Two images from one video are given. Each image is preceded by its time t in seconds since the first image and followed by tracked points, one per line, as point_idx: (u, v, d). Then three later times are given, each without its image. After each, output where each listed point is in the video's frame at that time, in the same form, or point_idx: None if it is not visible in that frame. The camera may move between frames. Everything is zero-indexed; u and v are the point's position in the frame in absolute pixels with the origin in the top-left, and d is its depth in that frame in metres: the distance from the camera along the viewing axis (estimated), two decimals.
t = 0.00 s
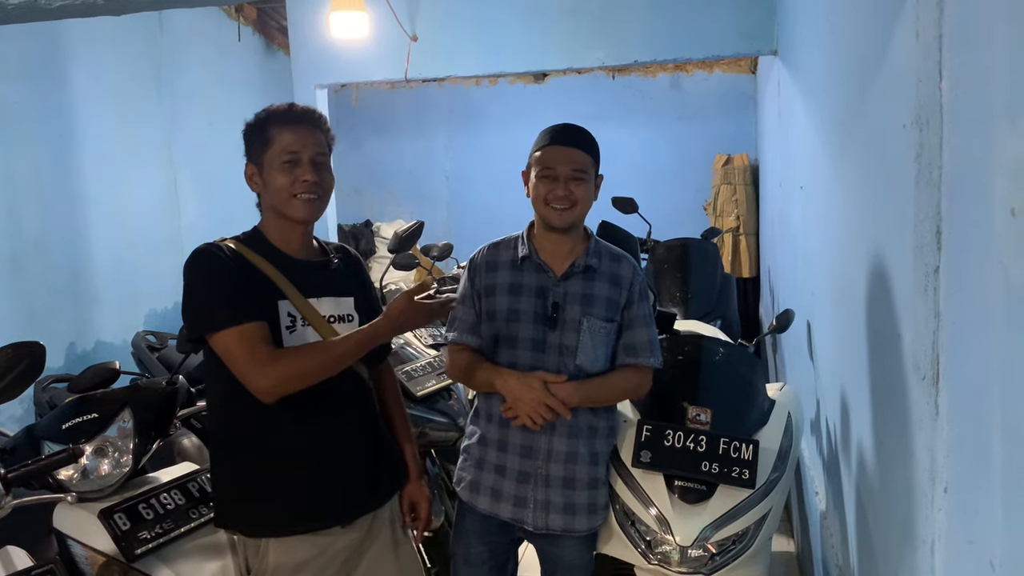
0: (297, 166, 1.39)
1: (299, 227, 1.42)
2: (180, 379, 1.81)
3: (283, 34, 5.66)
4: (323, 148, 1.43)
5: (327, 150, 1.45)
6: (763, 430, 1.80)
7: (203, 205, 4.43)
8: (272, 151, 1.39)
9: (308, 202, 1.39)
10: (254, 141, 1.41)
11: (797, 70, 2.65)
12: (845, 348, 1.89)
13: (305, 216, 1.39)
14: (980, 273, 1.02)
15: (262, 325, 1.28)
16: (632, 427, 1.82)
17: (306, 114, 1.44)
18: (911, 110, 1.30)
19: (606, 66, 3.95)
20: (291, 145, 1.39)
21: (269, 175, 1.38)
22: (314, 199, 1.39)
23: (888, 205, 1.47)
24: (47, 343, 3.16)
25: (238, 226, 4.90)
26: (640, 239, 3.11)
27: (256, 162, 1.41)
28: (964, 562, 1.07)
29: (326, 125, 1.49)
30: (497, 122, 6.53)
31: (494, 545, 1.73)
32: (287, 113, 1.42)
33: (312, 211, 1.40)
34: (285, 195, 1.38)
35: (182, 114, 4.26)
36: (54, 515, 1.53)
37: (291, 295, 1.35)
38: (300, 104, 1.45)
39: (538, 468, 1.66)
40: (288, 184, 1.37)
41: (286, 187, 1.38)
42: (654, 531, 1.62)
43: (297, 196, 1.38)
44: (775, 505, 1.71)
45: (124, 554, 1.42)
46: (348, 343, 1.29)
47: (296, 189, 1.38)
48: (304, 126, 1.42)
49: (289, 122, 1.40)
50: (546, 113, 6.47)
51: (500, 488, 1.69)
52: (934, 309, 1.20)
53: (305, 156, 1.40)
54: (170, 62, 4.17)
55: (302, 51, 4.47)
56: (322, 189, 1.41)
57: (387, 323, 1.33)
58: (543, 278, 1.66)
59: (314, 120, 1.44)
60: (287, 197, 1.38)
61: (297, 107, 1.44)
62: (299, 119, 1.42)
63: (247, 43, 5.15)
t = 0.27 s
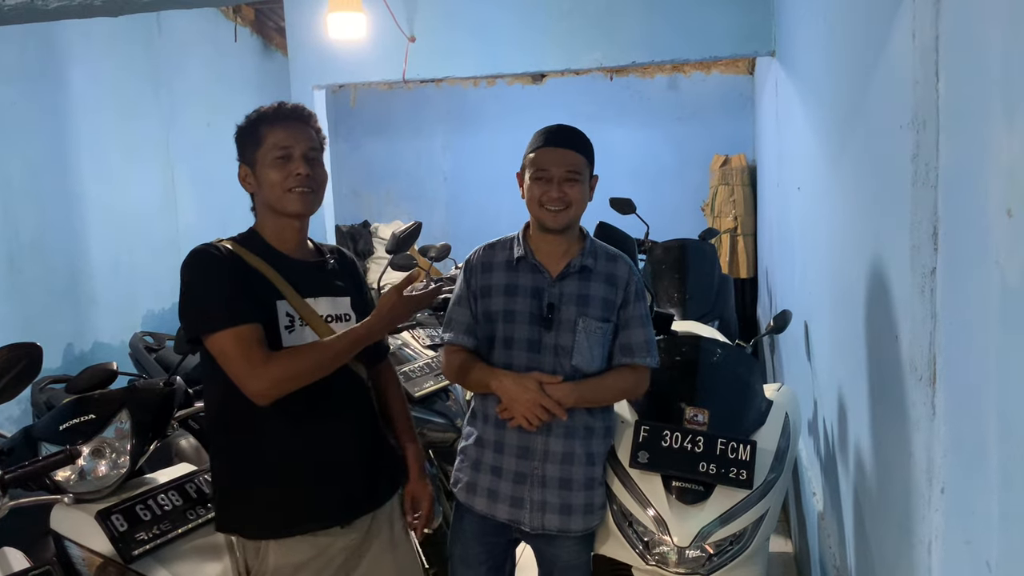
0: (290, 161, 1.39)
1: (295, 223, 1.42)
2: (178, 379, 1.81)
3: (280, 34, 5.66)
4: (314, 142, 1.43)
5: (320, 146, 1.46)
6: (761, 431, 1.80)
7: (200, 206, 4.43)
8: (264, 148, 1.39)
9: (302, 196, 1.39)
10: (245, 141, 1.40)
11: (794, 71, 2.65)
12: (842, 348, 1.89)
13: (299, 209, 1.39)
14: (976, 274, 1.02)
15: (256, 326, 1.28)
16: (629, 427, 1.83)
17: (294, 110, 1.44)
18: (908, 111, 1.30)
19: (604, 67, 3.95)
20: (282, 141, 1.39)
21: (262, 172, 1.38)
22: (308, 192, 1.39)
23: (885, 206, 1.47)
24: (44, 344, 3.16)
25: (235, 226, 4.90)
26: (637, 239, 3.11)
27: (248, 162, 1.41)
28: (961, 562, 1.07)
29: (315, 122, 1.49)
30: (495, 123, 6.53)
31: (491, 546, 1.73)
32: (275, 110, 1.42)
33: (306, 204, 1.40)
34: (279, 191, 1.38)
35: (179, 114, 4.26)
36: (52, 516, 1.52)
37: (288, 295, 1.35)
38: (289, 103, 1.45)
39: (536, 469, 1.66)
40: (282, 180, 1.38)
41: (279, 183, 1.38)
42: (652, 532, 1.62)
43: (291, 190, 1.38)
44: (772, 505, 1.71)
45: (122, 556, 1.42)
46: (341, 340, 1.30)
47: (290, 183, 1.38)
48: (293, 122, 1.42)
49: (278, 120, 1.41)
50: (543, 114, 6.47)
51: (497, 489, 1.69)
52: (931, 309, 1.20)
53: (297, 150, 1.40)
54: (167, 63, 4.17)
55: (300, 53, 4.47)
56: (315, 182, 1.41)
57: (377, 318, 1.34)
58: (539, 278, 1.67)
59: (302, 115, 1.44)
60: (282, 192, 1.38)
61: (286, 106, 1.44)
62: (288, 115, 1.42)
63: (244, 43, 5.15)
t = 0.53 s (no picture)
0: (281, 162, 1.39)
1: (289, 224, 1.42)
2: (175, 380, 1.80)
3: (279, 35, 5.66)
4: (303, 141, 1.43)
5: (310, 145, 1.46)
6: (758, 433, 1.80)
7: (198, 207, 4.43)
8: (253, 149, 1.39)
9: (295, 196, 1.39)
10: (235, 142, 1.40)
11: (791, 73, 2.66)
12: (839, 350, 1.90)
13: (292, 210, 1.40)
14: (973, 276, 1.02)
15: (223, 355, 1.27)
16: (626, 429, 1.83)
17: (281, 110, 1.44)
18: (905, 113, 1.30)
19: (602, 68, 3.96)
20: (271, 141, 1.39)
21: (253, 173, 1.38)
22: (300, 192, 1.40)
23: (882, 207, 1.47)
24: (41, 344, 3.15)
25: (233, 227, 4.90)
26: (635, 241, 3.11)
27: (238, 164, 1.41)
28: (957, 564, 1.08)
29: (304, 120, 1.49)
30: (494, 124, 6.53)
31: (488, 547, 1.73)
32: (262, 110, 1.42)
33: (299, 205, 1.40)
34: (271, 192, 1.38)
35: (177, 115, 4.25)
36: (48, 517, 1.52)
37: (284, 297, 1.35)
38: (277, 101, 1.45)
39: (533, 470, 1.66)
40: (273, 181, 1.38)
41: (271, 184, 1.38)
42: (649, 534, 1.62)
43: (282, 191, 1.38)
44: (769, 507, 1.71)
45: (118, 557, 1.42)
46: (281, 411, 1.28)
47: (281, 185, 1.38)
48: (281, 121, 1.42)
49: (267, 120, 1.40)
50: (542, 115, 6.47)
51: (494, 489, 1.68)
52: (928, 311, 1.21)
53: (288, 150, 1.40)
54: (166, 64, 4.17)
55: (299, 54, 4.48)
56: (306, 182, 1.41)
57: (327, 413, 1.31)
58: (537, 279, 1.67)
59: (290, 114, 1.44)
60: (274, 193, 1.38)
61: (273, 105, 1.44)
62: (275, 114, 1.41)
63: (243, 44, 5.15)
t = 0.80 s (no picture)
0: (285, 165, 1.39)
1: (286, 227, 1.41)
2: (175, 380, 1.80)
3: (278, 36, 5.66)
4: (312, 147, 1.43)
5: (318, 151, 1.45)
6: (758, 434, 1.80)
7: (198, 207, 4.43)
8: (260, 150, 1.39)
9: (295, 201, 1.38)
10: (242, 139, 1.41)
11: (791, 74, 2.66)
12: (839, 351, 1.89)
13: (290, 215, 1.39)
14: (973, 276, 1.02)
15: (189, 369, 1.32)
16: (626, 430, 1.83)
17: (295, 112, 1.44)
18: (906, 114, 1.30)
19: (601, 69, 3.96)
20: (279, 144, 1.39)
21: (256, 173, 1.39)
22: (301, 198, 1.39)
23: (882, 208, 1.47)
24: (40, 345, 3.15)
25: (233, 228, 4.90)
26: (635, 242, 3.12)
27: (244, 161, 1.41)
28: (958, 565, 1.07)
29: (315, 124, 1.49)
30: (493, 124, 6.53)
31: (487, 547, 1.73)
32: (275, 111, 1.42)
33: (299, 211, 1.39)
34: (272, 194, 1.38)
35: (177, 116, 4.26)
36: (47, 518, 1.51)
37: (277, 301, 1.36)
38: (290, 103, 1.45)
39: (533, 470, 1.66)
40: (275, 184, 1.38)
41: (273, 187, 1.38)
42: (649, 535, 1.62)
43: (283, 195, 1.38)
44: (769, 508, 1.71)
45: (118, 557, 1.41)
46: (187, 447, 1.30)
47: (284, 188, 1.38)
48: (294, 125, 1.42)
49: (277, 120, 1.41)
50: (541, 116, 6.48)
51: (495, 490, 1.68)
52: (929, 312, 1.20)
53: (294, 154, 1.40)
54: (165, 64, 4.17)
55: (298, 54, 4.48)
56: (309, 188, 1.41)
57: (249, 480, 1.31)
58: (537, 279, 1.67)
59: (303, 118, 1.44)
60: (275, 196, 1.38)
61: (287, 106, 1.44)
62: (288, 117, 1.42)
63: (242, 45, 5.15)
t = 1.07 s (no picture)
0: (286, 166, 1.39)
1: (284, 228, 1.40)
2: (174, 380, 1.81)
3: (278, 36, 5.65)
4: (315, 150, 1.43)
5: (320, 153, 1.45)
6: (758, 434, 1.81)
7: (198, 207, 4.43)
8: (263, 151, 1.39)
9: (295, 203, 1.38)
10: (245, 138, 1.41)
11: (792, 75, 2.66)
12: (840, 351, 1.89)
13: (291, 217, 1.38)
14: (973, 278, 1.02)
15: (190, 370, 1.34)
16: (626, 430, 1.83)
17: (301, 114, 1.45)
18: (906, 115, 1.30)
19: (602, 70, 3.96)
20: (282, 145, 1.39)
21: (258, 174, 1.39)
22: (302, 201, 1.39)
23: (883, 209, 1.47)
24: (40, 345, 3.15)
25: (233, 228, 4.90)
26: (635, 242, 3.12)
27: (246, 161, 1.41)
28: (957, 565, 1.08)
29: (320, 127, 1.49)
30: (494, 125, 6.53)
31: (487, 548, 1.73)
32: (281, 113, 1.42)
33: (299, 213, 1.39)
34: (272, 195, 1.38)
35: (177, 117, 4.25)
36: (47, 518, 1.51)
37: (271, 302, 1.36)
38: (295, 105, 1.45)
39: (533, 470, 1.66)
40: (276, 185, 1.38)
41: (274, 188, 1.38)
42: (649, 535, 1.62)
43: (284, 197, 1.38)
44: (769, 508, 1.71)
45: (118, 558, 1.42)
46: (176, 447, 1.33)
47: (285, 190, 1.38)
48: (298, 126, 1.42)
49: (282, 121, 1.41)
50: (542, 116, 6.48)
51: (494, 489, 1.68)
52: (929, 313, 1.20)
53: (296, 156, 1.39)
54: (165, 64, 4.17)
55: (298, 55, 4.48)
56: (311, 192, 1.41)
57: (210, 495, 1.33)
58: (538, 279, 1.67)
59: (309, 121, 1.45)
60: (276, 197, 1.38)
61: (291, 108, 1.45)
62: (293, 119, 1.42)
63: (243, 45, 5.15)
